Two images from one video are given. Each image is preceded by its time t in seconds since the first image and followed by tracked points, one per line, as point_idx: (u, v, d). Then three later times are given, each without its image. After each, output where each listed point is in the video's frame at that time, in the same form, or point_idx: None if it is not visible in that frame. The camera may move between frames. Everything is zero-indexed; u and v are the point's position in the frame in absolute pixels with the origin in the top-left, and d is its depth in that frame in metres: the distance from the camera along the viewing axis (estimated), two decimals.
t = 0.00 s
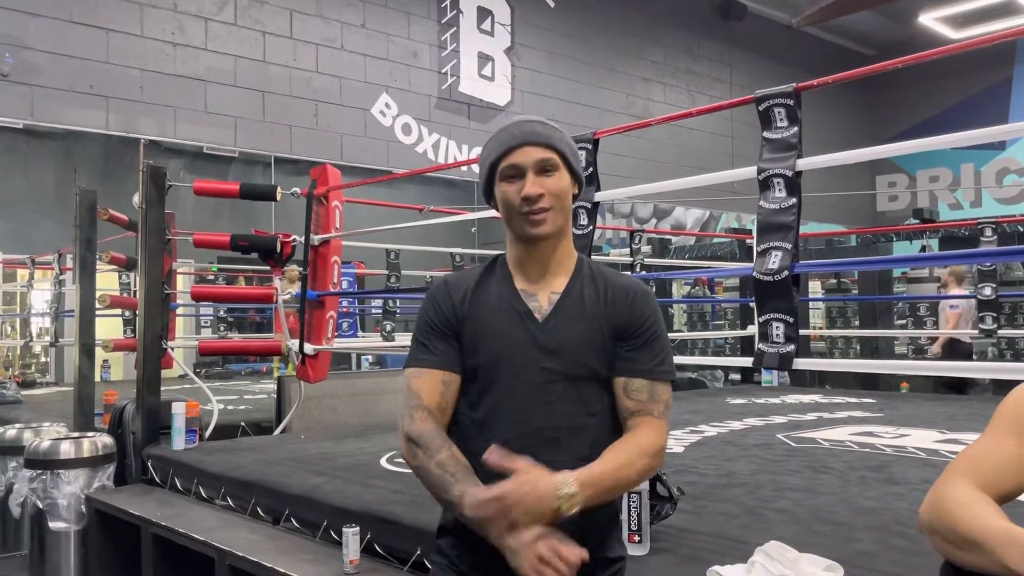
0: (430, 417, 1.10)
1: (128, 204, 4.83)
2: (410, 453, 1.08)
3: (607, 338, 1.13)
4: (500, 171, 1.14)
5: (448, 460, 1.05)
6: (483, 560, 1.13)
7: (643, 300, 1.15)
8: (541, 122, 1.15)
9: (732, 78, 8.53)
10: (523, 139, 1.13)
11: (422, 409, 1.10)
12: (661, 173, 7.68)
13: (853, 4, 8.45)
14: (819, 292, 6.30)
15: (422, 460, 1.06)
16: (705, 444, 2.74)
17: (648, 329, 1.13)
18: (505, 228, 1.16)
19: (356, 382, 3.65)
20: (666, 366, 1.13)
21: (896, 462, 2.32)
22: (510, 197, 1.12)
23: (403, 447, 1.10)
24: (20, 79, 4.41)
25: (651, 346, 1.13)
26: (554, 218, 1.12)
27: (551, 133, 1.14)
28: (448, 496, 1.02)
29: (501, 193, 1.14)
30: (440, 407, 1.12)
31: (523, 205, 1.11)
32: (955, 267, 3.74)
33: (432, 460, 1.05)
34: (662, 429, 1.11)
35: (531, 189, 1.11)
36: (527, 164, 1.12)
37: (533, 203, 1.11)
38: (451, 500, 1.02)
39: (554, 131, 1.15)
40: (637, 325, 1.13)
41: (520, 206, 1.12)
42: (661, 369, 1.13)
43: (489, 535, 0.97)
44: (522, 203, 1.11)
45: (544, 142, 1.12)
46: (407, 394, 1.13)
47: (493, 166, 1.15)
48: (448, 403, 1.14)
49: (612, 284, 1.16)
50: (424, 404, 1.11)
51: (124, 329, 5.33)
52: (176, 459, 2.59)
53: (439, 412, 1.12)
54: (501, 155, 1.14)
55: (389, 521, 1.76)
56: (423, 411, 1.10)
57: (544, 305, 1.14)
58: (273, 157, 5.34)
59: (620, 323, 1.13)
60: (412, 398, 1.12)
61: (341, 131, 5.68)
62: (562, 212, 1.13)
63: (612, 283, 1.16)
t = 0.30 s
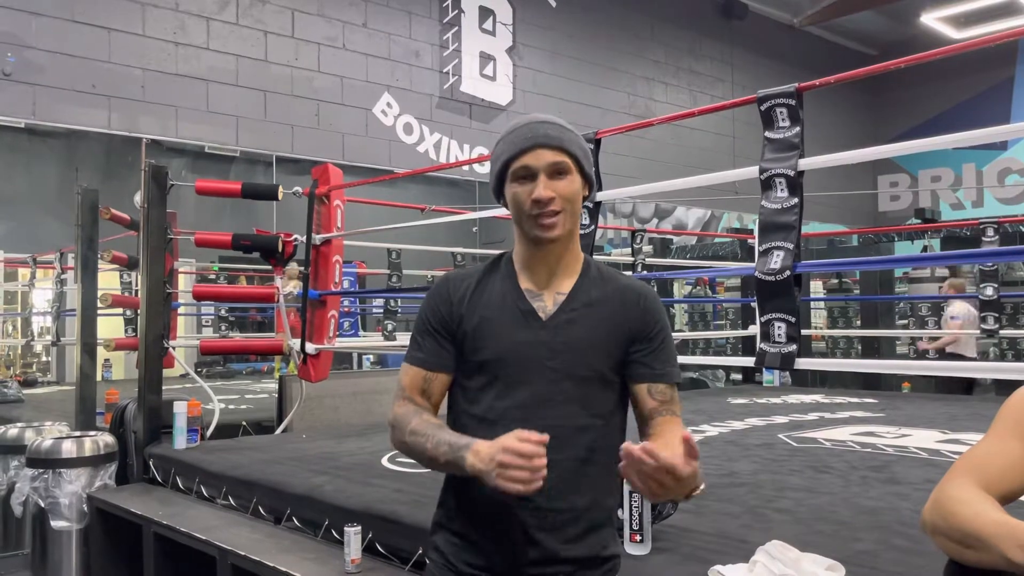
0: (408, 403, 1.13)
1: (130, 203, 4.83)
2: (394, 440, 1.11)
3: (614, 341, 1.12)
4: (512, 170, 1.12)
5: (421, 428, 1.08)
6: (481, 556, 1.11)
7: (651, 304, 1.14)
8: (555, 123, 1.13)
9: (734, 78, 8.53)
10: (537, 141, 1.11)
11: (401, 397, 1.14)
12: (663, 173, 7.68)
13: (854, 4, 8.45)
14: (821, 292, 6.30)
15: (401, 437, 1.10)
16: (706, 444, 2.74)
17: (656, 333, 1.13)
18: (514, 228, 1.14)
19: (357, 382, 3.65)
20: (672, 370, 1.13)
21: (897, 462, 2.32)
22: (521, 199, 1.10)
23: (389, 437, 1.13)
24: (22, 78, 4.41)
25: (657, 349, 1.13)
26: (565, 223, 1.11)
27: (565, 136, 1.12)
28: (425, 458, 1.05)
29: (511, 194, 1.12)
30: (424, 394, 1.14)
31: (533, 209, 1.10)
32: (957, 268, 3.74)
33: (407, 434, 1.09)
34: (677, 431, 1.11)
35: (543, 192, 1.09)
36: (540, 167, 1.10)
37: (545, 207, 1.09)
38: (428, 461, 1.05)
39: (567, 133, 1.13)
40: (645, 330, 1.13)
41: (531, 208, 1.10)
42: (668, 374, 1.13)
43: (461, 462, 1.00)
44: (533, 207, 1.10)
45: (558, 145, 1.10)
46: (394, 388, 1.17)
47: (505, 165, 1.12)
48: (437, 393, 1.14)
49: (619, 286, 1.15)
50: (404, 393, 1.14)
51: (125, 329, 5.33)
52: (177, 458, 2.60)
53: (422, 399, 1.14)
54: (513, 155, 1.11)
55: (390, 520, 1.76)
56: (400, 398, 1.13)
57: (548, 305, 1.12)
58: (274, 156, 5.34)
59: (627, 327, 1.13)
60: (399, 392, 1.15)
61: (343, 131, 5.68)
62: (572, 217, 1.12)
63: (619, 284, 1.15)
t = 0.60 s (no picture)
0: (412, 401, 1.11)
1: (132, 202, 4.83)
2: (397, 437, 1.10)
3: (613, 346, 1.13)
4: (539, 163, 1.10)
5: (430, 428, 1.07)
6: (487, 555, 1.11)
7: (648, 311, 1.16)
8: (582, 125, 1.13)
9: (736, 77, 8.52)
10: (570, 139, 1.10)
11: (404, 393, 1.12)
12: (665, 173, 7.68)
13: (856, 4, 8.45)
14: (823, 292, 6.30)
15: (408, 436, 1.09)
16: (708, 444, 2.73)
17: (652, 340, 1.15)
18: (529, 221, 1.12)
19: (359, 381, 3.65)
20: (667, 377, 1.15)
21: (899, 463, 2.32)
22: (546, 193, 1.09)
23: (390, 434, 1.12)
24: (24, 78, 4.41)
25: (654, 355, 1.15)
26: (584, 224, 1.10)
27: (592, 139, 1.12)
28: (438, 460, 1.05)
29: (534, 186, 1.10)
30: (428, 392, 1.12)
31: (557, 204, 1.08)
32: (960, 268, 3.73)
33: (415, 434, 1.08)
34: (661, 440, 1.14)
35: (570, 189, 1.08)
36: (570, 164, 1.09)
37: (569, 205, 1.08)
38: (441, 461, 1.05)
39: (595, 137, 1.13)
40: (642, 336, 1.15)
41: (555, 203, 1.08)
42: (661, 381, 1.15)
43: (480, 465, 1.01)
44: (556, 202, 1.08)
45: (591, 147, 1.10)
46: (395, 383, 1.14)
47: (531, 158, 1.11)
48: (441, 391, 1.13)
49: (618, 291, 1.16)
50: (408, 391, 1.12)
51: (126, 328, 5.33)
52: (179, 458, 2.60)
53: (424, 397, 1.12)
54: (543, 149, 1.10)
55: (392, 520, 1.76)
56: (404, 396, 1.11)
57: (553, 306, 1.12)
58: (276, 156, 5.34)
59: (626, 333, 1.14)
60: (400, 389, 1.13)
61: (345, 130, 5.68)
62: (591, 218, 1.11)
63: (617, 289, 1.17)
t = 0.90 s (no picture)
0: (409, 406, 1.11)
1: (133, 202, 4.84)
2: (395, 443, 1.10)
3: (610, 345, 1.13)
4: (541, 166, 1.09)
5: (429, 435, 1.07)
6: (490, 554, 1.11)
7: (645, 307, 1.16)
8: (587, 131, 1.12)
9: (737, 77, 8.51)
10: (575, 145, 1.09)
11: (403, 399, 1.11)
12: (666, 172, 7.68)
13: (858, 3, 8.44)
14: (824, 291, 6.30)
15: (406, 442, 1.08)
16: (709, 443, 2.73)
17: (651, 337, 1.15)
18: (525, 224, 1.11)
19: (360, 381, 3.65)
20: (668, 372, 1.15)
21: (901, 462, 2.31)
22: (546, 197, 1.08)
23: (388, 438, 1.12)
24: (25, 77, 4.42)
25: (654, 353, 1.14)
26: (580, 230, 1.10)
27: (597, 147, 1.12)
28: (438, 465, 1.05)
29: (533, 189, 1.09)
30: (425, 399, 1.12)
31: (556, 210, 1.08)
32: (962, 268, 3.73)
33: (415, 440, 1.07)
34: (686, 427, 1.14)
35: (571, 197, 1.07)
36: (572, 170, 1.08)
37: (568, 211, 1.08)
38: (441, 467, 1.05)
39: (597, 144, 1.13)
40: (640, 333, 1.14)
41: (554, 209, 1.08)
42: (663, 376, 1.14)
43: (479, 474, 1.01)
44: (555, 208, 1.08)
45: (595, 155, 1.10)
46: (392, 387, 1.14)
47: (535, 158, 1.09)
48: (438, 397, 1.13)
49: (614, 290, 1.16)
50: (404, 396, 1.11)
51: (128, 327, 5.34)
52: (181, 457, 2.60)
53: (422, 402, 1.12)
54: (546, 153, 1.08)
55: (393, 519, 1.76)
56: (402, 401, 1.11)
57: (547, 310, 1.12)
58: (277, 155, 5.34)
59: (624, 331, 1.14)
60: (398, 393, 1.13)
61: (346, 130, 5.68)
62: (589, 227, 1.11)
63: (613, 288, 1.16)
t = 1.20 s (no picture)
0: (402, 411, 1.15)
1: (134, 200, 4.84)
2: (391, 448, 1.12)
3: (600, 339, 1.11)
4: (504, 171, 1.09)
5: (417, 428, 1.09)
6: (490, 553, 1.12)
7: (634, 296, 1.13)
8: (548, 125, 1.11)
9: (738, 75, 8.50)
10: (532, 144, 1.09)
11: (396, 407, 1.15)
12: (667, 170, 7.67)
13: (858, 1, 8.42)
14: (825, 290, 6.29)
15: (397, 441, 1.10)
16: (710, 442, 2.73)
17: (642, 326, 1.12)
18: (499, 229, 1.12)
19: (361, 380, 3.65)
20: (662, 362, 1.12)
21: (902, 461, 2.31)
22: (512, 202, 1.08)
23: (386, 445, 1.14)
24: (26, 76, 4.42)
25: (646, 343, 1.12)
26: (552, 228, 1.10)
27: (559, 140, 1.11)
28: (423, 450, 1.06)
29: (499, 195, 1.09)
30: (418, 402, 1.15)
31: (524, 213, 1.08)
32: (962, 266, 3.73)
33: (403, 436, 1.09)
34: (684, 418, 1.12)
35: (536, 197, 1.07)
36: (533, 170, 1.08)
37: (536, 212, 1.08)
38: (427, 451, 1.05)
39: (559, 135, 1.12)
40: (630, 323, 1.12)
41: (522, 212, 1.08)
42: (657, 364, 1.12)
43: (462, 446, 1.01)
44: (523, 210, 1.08)
45: (554, 149, 1.09)
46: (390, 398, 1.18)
47: (497, 163, 1.09)
48: (432, 400, 1.16)
49: (603, 282, 1.14)
50: (398, 402, 1.15)
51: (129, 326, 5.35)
52: (181, 456, 2.61)
53: (416, 407, 1.15)
54: (506, 156, 1.09)
55: (393, 518, 1.77)
56: (395, 407, 1.15)
57: (532, 310, 1.12)
58: (278, 154, 5.34)
59: (612, 323, 1.12)
60: (393, 402, 1.17)
61: (347, 129, 5.68)
62: (561, 223, 1.11)
63: (601, 280, 1.14)
